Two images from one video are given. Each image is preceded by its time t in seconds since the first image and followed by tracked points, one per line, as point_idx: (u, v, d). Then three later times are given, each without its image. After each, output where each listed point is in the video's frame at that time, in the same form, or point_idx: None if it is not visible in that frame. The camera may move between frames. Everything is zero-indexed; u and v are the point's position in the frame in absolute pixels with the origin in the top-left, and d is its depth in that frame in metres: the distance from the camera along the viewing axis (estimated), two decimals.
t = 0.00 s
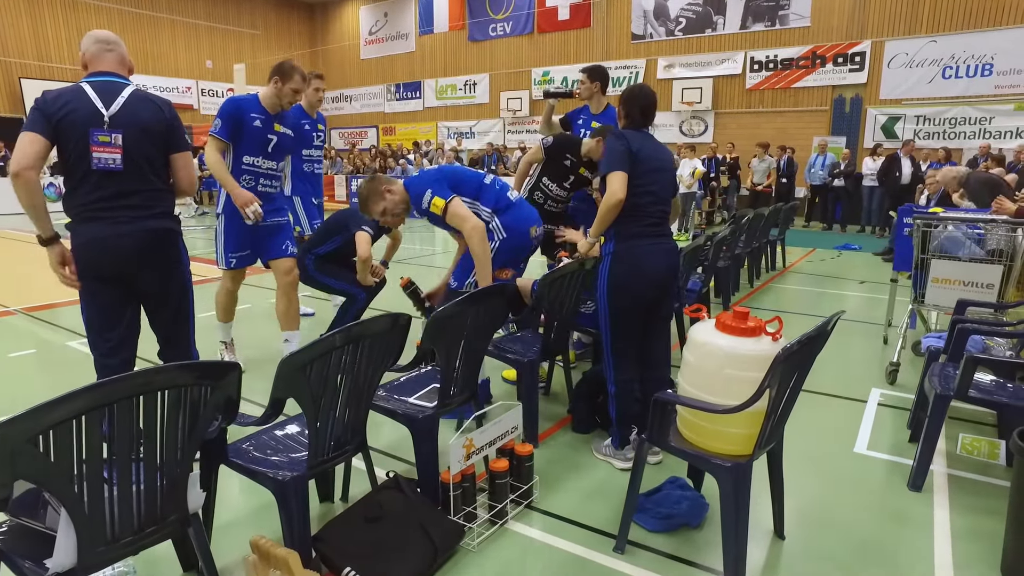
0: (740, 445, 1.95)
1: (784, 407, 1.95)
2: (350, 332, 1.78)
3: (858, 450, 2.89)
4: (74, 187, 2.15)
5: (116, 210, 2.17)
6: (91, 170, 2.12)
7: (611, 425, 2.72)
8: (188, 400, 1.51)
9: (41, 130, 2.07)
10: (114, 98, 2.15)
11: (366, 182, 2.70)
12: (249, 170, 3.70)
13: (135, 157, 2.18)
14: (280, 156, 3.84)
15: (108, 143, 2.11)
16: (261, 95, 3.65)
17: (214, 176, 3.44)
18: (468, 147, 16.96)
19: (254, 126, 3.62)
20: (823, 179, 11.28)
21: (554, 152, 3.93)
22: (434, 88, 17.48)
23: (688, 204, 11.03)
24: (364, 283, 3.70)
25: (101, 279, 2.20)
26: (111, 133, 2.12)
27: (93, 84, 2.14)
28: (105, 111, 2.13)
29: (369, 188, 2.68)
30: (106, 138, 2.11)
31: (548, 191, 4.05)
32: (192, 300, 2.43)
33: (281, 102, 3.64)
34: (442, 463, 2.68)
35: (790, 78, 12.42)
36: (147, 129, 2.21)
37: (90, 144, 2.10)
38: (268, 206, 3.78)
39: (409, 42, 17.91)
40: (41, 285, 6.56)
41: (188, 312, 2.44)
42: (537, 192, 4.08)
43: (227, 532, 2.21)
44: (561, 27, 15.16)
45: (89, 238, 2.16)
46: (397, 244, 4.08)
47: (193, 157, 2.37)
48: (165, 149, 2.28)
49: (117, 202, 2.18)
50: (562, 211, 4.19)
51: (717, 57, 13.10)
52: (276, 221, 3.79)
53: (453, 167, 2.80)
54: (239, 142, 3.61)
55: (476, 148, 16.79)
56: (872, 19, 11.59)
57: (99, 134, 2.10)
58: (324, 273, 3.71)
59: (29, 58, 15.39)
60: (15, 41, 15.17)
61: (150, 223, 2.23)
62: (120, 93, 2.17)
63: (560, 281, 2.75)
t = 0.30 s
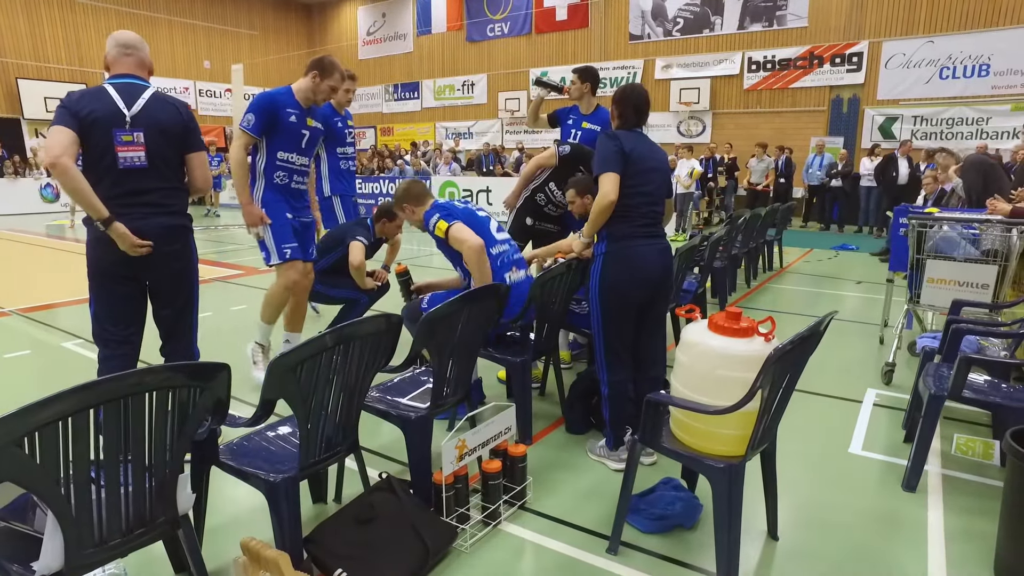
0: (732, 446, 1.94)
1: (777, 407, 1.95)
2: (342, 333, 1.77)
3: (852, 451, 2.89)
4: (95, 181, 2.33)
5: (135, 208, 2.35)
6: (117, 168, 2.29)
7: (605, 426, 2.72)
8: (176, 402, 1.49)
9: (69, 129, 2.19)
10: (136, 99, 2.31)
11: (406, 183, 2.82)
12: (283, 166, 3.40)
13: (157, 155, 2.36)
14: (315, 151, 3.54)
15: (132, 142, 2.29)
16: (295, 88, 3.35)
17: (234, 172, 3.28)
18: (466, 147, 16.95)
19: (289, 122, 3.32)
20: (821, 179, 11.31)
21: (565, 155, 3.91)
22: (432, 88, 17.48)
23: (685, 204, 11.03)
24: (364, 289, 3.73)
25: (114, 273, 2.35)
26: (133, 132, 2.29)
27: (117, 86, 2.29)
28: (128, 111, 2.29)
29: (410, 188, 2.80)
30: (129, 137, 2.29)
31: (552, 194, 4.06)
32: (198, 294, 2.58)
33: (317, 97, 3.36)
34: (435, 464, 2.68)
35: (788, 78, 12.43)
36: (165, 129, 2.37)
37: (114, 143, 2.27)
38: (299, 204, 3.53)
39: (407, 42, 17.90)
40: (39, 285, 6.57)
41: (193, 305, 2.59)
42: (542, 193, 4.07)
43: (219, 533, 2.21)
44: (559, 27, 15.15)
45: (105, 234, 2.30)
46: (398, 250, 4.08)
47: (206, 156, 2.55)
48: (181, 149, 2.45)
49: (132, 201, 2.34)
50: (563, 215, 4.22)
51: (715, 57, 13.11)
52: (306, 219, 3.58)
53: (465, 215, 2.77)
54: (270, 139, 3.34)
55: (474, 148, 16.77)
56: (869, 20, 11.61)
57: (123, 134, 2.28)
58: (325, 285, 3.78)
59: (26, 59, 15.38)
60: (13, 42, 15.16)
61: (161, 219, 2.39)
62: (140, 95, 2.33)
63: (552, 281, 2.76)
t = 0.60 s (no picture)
0: (729, 444, 1.95)
1: (774, 407, 1.95)
2: (342, 332, 1.78)
3: (850, 450, 2.89)
4: (114, 182, 2.46)
5: (151, 208, 2.46)
6: (145, 170, 2.41)
7: (603, 426, 2.72)
8: (176, 400, 1.50)
9: (91, 131, 2.31)
10: (158, 103, 2.43)
11: (484, 157, 2.82)
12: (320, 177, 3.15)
13: (179, 157, 2.48)
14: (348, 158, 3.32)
15: (156, 144, 2.41)
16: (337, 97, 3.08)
17: (297, 185, 2.93)
18: (465, 148, 16.95)
19: (336, 133, 3.07)
20: (819, 179, 11.33)
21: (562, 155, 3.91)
22: (431, 88, 17.50)
23: (684, 204, 11.04)
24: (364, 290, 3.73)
25: (130, 270, 2.48)
26: (156, 134, 2.41)
27: (140, 90, 2.41)
28: (150, 114, 2.40)
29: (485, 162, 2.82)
30: (152, 140, 2.40)
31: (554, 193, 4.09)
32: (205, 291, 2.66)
33: (358, 114, 3.13)
34: (433, 463, 2.69)
35: (786, 79, 12.46)
36: (185, 132, 2.49)
37: (140, 147, 2.38)
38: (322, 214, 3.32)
39: (406, 43, 17.90)
40: (39, 286, 6.57)
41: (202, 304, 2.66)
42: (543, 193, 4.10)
43: (217, 532, 2.21)
44: (557, 28, 15.16)
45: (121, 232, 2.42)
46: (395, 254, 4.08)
47: (224, 159, 2.65)
48: (200, 152, 2.56)
49: (147, 203, 2.45)
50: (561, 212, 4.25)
51: (713, 57, 13.12)
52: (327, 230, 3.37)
53: (492, 231, 2.80)
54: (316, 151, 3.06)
55: (472, 148, 16.77)
56: (867, 20, 11.62)
57: (146, 137, 2.39)
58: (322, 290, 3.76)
59: (24, 59, 15.37)
60: (11, 42, 15.17)
61: (171, 217, 2.49)
62: (162, 99, 2.45)
63: (551, 282, 2.76)
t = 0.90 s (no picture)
0: (725, 443, 1.96)
1: (770, 405, 1.96)
2: (341, 330, 1.79)
3: (846, 449, 2.90)
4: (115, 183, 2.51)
5: (148, 208, 2.51)
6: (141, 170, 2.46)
7: (601, 425, 2.73)
8: (175, 398, 1.51)
9: (92, 136, 2.39)
10: (154, 105, 2.47)
11: (521, 155, 2.82)
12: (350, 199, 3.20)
13: (175, 155, 2.50)
14: (386, 189, 3.34)
15: (151, 144, 2.44)
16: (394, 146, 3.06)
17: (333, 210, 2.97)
18: (463, 148, 16.96)
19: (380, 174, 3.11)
20: (817, 179, 11.32)
21: (548, 152, 3.96)
22: (430, 88, 17.51)
23: (682, 204, 11.05)
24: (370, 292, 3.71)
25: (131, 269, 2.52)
26: (151, 135, 2.44)
27: (140, 93, 2.47)
28: (146, 115, 2.44)
29: (525, 163, 2.80)
30: (147, 140, 2.44)
31: (548, 190, 4.07)
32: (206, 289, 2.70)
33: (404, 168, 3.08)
34: (431, 463, 2.69)
35: (784, 79, 12.47)
36: (181, 133, 2.51)
37: (136, 148, 2.43)
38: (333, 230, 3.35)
39: (405, 43, 17.90)
40: (36, 286, 6.57)
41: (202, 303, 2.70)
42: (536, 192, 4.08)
43: (216, 532, 2.22)
44: (556, 28, 15.17)
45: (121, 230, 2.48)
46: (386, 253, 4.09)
47: (224, 159, 2.65)
48: (197, 152, 2.58)
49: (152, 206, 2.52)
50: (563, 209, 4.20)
51: (712, 58, 13.14)
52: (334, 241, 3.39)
53: (520, 241, 2.78)
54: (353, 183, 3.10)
55: (471, 148, 16.78)
56: (865, 20, 11.64)
57: (141, 138, 2.43)
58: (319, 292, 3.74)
59: (21, 59, 15.35)
60: (8, 42, 15.16)
61: (170, 217, 2.54)
62: (160, 102, 2.49)
63: (550, 281, 2.77)
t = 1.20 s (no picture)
0: (720, 441, 1.97)
1: (764, 403, 1.97)
2: (339, 329, 1.80)
3: (843, 448, 2.92)
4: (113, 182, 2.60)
5: (140, 208, 2.63)
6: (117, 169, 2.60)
7: (598, 423, 2.74)
8: (174, 398, 1.52)
9: (83, 141, 2.61)
10: (135, 107, 2.59)
11: (517, 157, 2.80)
12: (355, 214, 3.21)
13: (151, 155, 2.60)
14: (395, 227, 3.40)
15: (127, 146, 2.57)
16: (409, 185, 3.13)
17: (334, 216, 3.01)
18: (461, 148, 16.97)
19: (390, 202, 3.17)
20: (814, 179, 11.33)
21: (530, 151, 4.20)
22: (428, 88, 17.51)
23: (679, 204, 11.06)
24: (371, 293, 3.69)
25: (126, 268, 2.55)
26: (130, 137, 2.57)
27: (128, 97, 2.61)
28: (127, 118, 2.58)
29: (520, 164, 2.78)
30: (126, 141, 2.57)
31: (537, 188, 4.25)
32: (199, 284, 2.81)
33: (417, 210, 3.16)
34: (429, 462, 2.70)
35: (781, 79, 12.50)
36: (159, 132, 2.60)
37: (114, 146, 2.57)
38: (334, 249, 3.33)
39: (403, 43, 17.91)
40: (33, 286, 6.56)
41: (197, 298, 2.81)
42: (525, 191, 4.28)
43: (214, 531, 2.22)
44: (553, 28, 15.18)
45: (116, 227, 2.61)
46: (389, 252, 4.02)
47: (206, 154, 2.67)
48: (179, 150, 2.64)
49: (139, 207, 2.63)
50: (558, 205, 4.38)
51: (709, 58, 13.16)
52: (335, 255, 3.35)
53: (513, 242, 2.80)
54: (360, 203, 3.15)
55: (469, 148, 16.78)
56: (862, 20, 11.66)
57: (120, 139, 2.57)
58: (316, 293, 3.73)
59: (17, 59, 15.34)
60: (5, 42, 15.14)
61: (155, 216, 2.64)
62: (143, 103, 2.59)
63: (548, 280, 2.78)
